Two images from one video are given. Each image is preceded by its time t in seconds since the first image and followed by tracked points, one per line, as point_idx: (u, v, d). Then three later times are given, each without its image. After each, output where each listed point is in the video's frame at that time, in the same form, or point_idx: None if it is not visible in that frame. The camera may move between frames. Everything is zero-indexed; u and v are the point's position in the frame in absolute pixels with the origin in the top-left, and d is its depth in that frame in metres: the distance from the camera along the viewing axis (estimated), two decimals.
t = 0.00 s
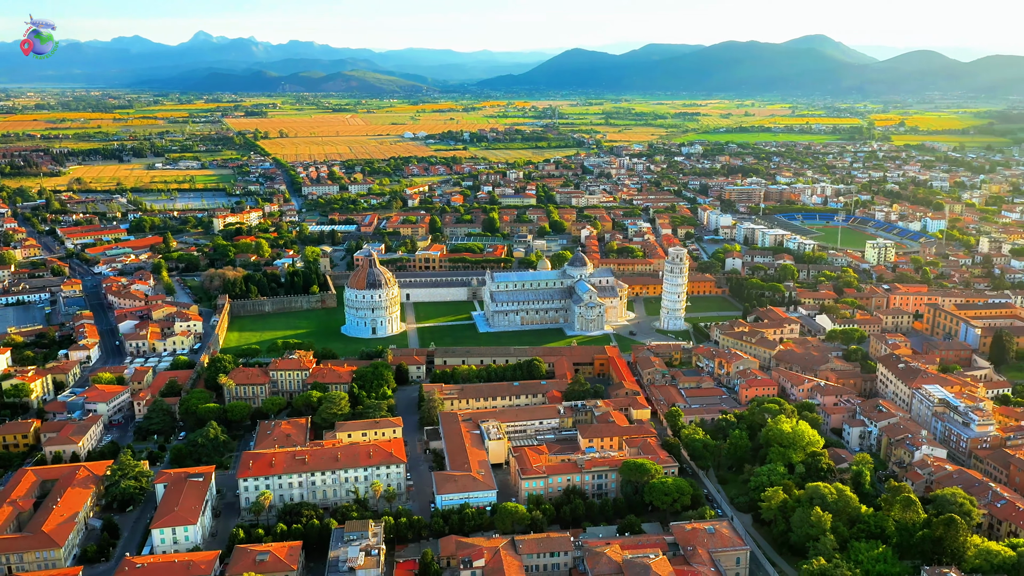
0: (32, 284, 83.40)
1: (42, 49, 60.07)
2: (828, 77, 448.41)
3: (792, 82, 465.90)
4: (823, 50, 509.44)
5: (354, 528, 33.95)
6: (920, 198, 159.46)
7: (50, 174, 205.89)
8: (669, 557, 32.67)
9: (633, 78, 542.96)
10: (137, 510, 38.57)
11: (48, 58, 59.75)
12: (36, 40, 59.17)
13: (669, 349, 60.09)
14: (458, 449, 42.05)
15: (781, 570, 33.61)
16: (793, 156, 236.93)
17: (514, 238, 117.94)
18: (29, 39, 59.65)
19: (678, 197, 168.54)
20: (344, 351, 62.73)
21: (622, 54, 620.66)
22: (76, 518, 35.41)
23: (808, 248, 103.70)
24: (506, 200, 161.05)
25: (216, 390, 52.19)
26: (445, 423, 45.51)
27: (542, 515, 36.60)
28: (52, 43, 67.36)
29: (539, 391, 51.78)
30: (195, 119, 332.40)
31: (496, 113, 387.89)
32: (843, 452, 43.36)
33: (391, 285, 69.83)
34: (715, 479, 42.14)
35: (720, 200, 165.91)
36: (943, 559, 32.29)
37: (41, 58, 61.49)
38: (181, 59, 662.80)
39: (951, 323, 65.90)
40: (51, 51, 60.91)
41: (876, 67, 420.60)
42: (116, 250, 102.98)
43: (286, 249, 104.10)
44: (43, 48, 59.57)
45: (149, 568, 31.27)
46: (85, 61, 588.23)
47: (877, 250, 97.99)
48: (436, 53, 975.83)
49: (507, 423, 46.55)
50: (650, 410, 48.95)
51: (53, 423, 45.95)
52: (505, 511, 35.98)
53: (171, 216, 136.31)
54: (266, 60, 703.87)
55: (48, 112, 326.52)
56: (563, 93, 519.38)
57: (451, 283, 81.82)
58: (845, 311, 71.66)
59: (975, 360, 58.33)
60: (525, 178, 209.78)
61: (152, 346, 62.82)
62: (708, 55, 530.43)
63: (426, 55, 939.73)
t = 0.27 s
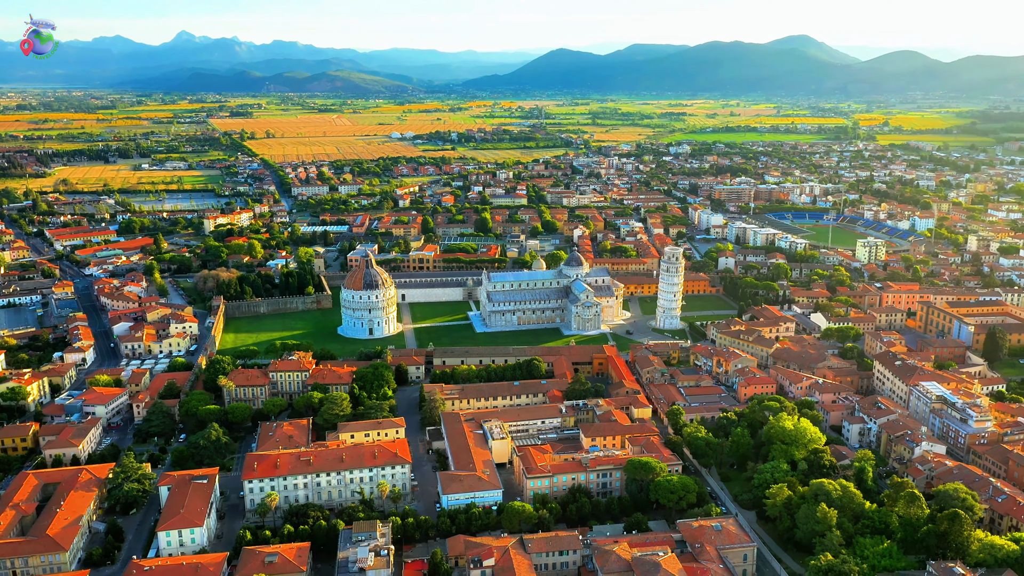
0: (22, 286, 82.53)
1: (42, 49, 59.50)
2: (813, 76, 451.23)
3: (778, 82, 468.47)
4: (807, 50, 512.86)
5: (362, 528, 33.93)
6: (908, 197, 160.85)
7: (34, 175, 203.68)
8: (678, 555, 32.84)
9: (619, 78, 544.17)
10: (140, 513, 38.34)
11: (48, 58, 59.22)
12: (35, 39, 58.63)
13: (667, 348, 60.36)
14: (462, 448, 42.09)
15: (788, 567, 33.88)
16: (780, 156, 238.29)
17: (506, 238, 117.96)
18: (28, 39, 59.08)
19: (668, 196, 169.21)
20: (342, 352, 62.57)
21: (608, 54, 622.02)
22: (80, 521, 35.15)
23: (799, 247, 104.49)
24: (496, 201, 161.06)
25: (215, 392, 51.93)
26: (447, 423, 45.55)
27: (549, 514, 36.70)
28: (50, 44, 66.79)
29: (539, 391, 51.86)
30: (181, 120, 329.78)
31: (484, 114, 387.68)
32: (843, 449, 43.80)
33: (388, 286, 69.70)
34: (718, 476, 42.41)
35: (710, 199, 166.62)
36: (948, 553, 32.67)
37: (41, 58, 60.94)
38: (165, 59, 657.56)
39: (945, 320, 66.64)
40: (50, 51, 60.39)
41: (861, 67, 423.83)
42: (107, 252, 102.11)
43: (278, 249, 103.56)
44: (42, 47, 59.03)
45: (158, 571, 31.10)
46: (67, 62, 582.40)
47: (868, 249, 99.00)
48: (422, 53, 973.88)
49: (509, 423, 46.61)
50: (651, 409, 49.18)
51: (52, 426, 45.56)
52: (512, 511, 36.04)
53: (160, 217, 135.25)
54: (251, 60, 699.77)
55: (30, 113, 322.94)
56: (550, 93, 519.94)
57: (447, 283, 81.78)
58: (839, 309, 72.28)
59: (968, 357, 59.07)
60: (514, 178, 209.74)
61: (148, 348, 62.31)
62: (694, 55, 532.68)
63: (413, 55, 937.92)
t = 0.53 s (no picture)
0: (13, 288, 81.70)
1: (42, 49, 58.99)
2: (799, 76, 454.06)
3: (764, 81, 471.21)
4: (792, 51, 516.18)
5: (371, 529, 33.91)
6: (895, 196, 162.32)
7: (19, 177, 201.60)
8: (686, 552, 33.03)
9: (606, 78, 545.35)
10: (144, 516, 38.10)
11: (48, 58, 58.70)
12: (35, 39, 58.11)
13: (665, 347, 60.64)
14: (467, 448, 42.10)
15: (795, 563, 34.18)
16: (768, 156, 239.71)
17: (499, 238, 117.99)
18: (28, 39, 58.51)
19: (658, 196, 169.82)
20: (341, 352, 62.43)
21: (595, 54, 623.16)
22: (85, 524, 34.93)
23: (791, 246, 105.24)
24: (488, 201, 161.11)
25: (215, 394, 51.66)
26: (450, 423, 45.57)
27: (556, 513, 36.78)
28: (49, 44, 66.20)
29: (540, 390, 51.95)
30: (166, 121, 327.46)
31: (471, 114, 387.40)
32: (844, 446, 44.18)
33: (384, 286, 69.52)
34: (721, 474, 42.65)
35: (700, 199, 167.39)
36: (952, 547, 33.04)
37: (41, 58, 60.36)
38: (149, 59, 652.58)
39: (938, 318, 67.36)
40: (50, 51, 59.81)
41: (846, 67, 427.04)
42: (97, 254, 101.26)
43: (271, 250, 103.07)
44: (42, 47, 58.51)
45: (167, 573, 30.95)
46: (49, 62, 576.93)
47: (859, 247, 99.91)
48: (409, 53, 971.85)
49: (512, 423, 46.67)
50: (652, 407, 49.38)
51: (51, 430, 45.19)
52: (520, 510, 36.10)
53: (149, 218, 134.31)
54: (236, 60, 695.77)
55: (13, 114, 319.57)
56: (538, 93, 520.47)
57: (442, 283, 81.70)
58: (834, 307, 72.84)
59: (962, 354, 59.77)
60: (504, 178, 209.76)
61: (144, 349, 61.83)
62: (681, 55, 534.72)
63: (399, 56, 935.75)
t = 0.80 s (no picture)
0: (7, 290, 80.99)
1: (41, 48, 58.56)
2: (787, 76, 456.54)
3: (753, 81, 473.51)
4: (780, 51, 519.04)
5: (381, 530, 33.95)
6: (885, 196, 163.62)
7: (6, 178, 199.74)
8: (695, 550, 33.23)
9: (595, 78, 546.19)
10: (151, 518, 37.94)
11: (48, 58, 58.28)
12: (35, 39, 57.70)
13: (665, 346, 60.92)
14: (473, 448, 42.17)
15: (803, 560, 34.46)
16: (758, 156, 240.90)
17: (494, 239, 118.05)
18: (28, 39, 58.08)
19: (650, 196, 170.30)
20: (341, 353, 62.33)
21: (584, 55, 624.06)
22: (92, 527, 34.77)
23: (784, 245, 105.86)
24: (481, 201, 161.14)
25: (217, 396, 51.46)
26: (455, 423, 45.64)
27: (564, 513, 36.90)
28: (48, 44, 65.78)
29: (543, 390, 52.05)
30: (153, 122, 325.31)
31: (462, 114, 386.65)
32: (847, 443, 44.54)
33: (383, 287, 69.44)
34: (726, 472, 42.92)
35: (693, 199, 168.05)
36: (958, 543, 33.41)
37: (41, 58, 59.97)
38: (135, 59, 648.07)
39: (934, 316, 68.01)
40: (50, 51, 59.44)
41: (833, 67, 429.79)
42: (90, 255, 100.51)
43: (266, 252, 102.65)
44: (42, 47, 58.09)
45: None
46: (34, 62, 571.77)
47: (853, 246, 100.60)
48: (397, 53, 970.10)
49: (517, 422, 46.77)
50: (655, 407, 49.59)
51: (53, 433, 44.88)
52: (529, 509, 36.21)
53: (141, 220, 133.38)
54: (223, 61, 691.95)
55: None
56: (527, 93, 520.73)
57: (440, 283, 81.65)
58: (830, 306, 73.36)
59: (959, 352, 60.37)
60: (496, 178, 209.77)
61: (142, 352, 61.45)
62: (669, 55, 536.25)
63: (388, 56, 933.83)
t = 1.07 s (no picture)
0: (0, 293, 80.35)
1: (41, 48, 58.20)
2: (775, 76, 459.03)
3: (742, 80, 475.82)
4: (767, 52, 521.82)
5: (391, 530, 33.99)
6: (876, 195, 164.83)
7: None
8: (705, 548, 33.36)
9: (584, 78, 546.88)
10: (157, 520, 37.75)
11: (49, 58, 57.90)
12: (35, 39, 57.31)
13: (665, 345, 61.22)
14: (479, 448, 42.22)
15: (811, 557, 34.65)
16: (748, 156, 242.09)
17: (489, 239, 118.11)
18: (28, 38, 57.69)
19: (643, 196, 170.74)
20: (342, 354, 62.22)
21: (573, 55, 624.98)
22: (100, 530, 34.57)
23: (778, 245, 106.43)
24: (474, 202, 161.16)
25: (219, 397, 51.25)
26: (459, 423, 45.73)
27: (573, 511, 37.01)
28: (47, 44, 65.37)
29: (545, 390, 52.17)
30: (140, 122, 323.06)
31: (452, 115, 386.27)
32: (849, 441, 44.88)
33: (382, 288, 69.32)
34: (730, 470, 43.17)
35: (685, 198, 168.72)
36: (964, 538, 33.72)
37: (41, 58, 59.59)
38: (121, 59, 643.48)
39: (930, 314, 68.60)
40: (51, 51, 59.10)
41: (821, 67, 432.50)
42: (83, 257, 99.77)
43: (261, 253, 102.30)
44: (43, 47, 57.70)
45: None
46: (18, 63, 566.41)
47: (846, 246, 101.34)
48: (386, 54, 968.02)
49: (521, 422, 46.88)
50: (657, 405, 49.88)
51: (55, 435, 44.59)
52: (538, 508, 36.30)
53: (132, 221, 132.56)
54: (210, 61, 688.13)
55: None
56: (516, 94, 520.79)
57: (437, 284, 81.62)
58: (827, 305, 73.90)
59: (955, 349, 60.98)
60: (488, 179, 209.83)
61: (141, 354, 61.11)
62: (658, 55, 537.70)
63: (376, 56, 931.61)
